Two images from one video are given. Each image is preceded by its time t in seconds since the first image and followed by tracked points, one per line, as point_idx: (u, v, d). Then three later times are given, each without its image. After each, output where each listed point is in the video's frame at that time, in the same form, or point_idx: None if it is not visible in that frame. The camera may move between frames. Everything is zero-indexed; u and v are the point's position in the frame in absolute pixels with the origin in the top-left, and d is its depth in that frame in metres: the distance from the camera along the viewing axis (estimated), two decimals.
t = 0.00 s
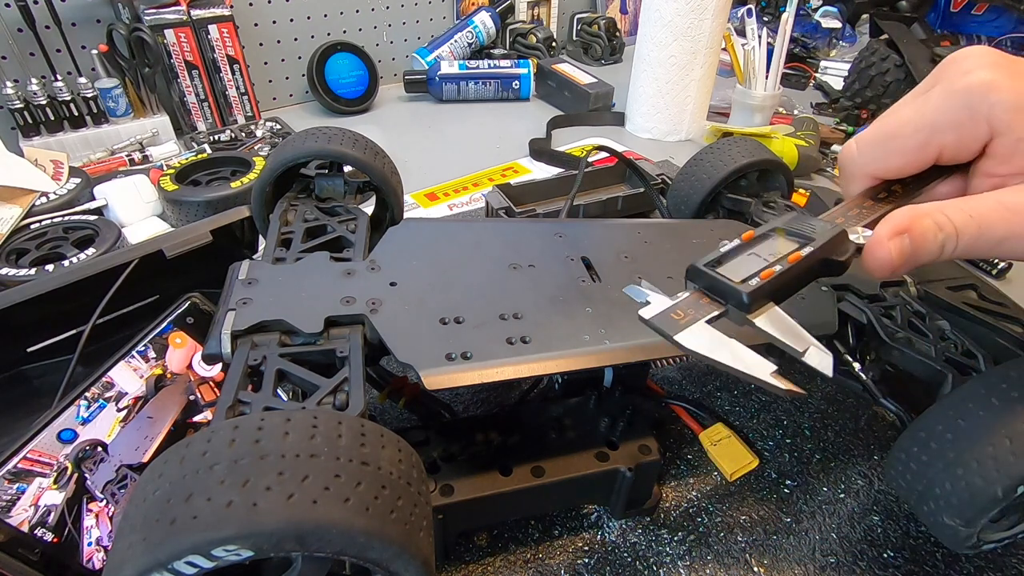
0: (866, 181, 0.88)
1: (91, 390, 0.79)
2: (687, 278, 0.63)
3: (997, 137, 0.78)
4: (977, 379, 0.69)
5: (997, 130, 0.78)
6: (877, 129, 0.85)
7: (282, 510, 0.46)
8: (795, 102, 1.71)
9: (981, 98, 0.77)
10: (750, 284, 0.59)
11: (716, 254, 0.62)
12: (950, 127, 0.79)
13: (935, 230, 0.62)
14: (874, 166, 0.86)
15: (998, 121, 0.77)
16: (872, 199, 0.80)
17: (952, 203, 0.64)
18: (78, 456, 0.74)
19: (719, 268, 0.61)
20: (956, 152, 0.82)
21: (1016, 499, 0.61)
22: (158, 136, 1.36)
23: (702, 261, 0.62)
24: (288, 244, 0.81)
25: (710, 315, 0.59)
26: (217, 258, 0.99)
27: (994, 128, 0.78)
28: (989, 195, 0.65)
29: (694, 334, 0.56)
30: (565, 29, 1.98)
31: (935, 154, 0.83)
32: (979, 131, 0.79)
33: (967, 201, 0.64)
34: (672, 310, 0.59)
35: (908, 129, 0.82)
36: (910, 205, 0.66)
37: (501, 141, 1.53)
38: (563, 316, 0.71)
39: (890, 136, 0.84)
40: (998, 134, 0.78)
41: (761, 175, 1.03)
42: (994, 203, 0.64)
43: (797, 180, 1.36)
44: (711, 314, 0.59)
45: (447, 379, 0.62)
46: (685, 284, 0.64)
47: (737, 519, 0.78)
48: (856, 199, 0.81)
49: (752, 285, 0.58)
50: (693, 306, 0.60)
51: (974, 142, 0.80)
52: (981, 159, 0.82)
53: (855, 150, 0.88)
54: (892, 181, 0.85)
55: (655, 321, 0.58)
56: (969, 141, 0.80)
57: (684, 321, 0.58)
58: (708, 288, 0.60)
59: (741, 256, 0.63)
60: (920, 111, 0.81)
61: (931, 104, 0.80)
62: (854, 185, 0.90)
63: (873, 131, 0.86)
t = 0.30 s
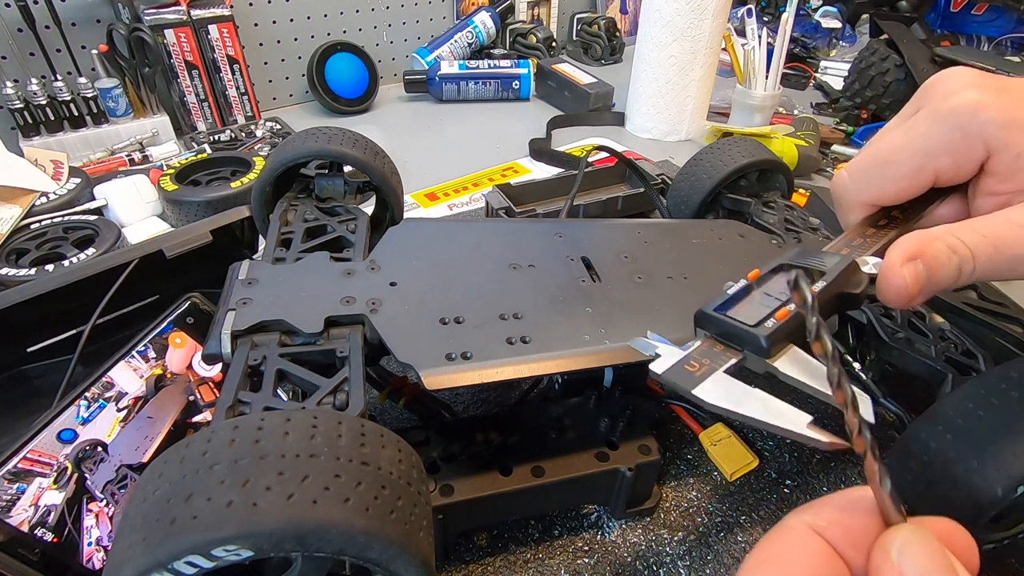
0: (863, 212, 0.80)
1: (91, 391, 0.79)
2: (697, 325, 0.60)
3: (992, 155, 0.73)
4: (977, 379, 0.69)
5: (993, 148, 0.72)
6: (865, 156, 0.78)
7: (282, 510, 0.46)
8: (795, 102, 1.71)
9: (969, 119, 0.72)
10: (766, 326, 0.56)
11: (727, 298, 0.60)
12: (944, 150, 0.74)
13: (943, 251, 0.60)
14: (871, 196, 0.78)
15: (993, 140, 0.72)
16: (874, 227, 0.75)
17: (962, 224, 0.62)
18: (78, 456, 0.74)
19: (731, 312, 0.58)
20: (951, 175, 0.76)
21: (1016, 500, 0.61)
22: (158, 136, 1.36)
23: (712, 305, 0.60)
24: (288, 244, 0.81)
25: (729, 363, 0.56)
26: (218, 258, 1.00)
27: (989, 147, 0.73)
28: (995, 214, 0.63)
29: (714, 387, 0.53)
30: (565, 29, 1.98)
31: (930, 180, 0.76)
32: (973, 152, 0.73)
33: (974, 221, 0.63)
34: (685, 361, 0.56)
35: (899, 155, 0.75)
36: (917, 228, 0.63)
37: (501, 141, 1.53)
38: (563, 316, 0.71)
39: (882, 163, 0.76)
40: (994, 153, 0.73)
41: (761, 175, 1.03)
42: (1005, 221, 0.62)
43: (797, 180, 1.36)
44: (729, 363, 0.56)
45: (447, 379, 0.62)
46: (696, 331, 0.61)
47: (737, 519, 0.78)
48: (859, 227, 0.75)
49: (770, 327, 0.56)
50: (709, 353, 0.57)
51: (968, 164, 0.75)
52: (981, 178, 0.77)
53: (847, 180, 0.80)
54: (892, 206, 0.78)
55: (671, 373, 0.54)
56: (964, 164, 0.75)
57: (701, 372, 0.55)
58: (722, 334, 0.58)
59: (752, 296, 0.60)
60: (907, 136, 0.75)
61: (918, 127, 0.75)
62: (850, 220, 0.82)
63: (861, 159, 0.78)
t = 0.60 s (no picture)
0: (861, 214, 0.78)
1: (91, 390, 0.79)
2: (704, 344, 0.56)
3: (993, 158, 0.71)
4: (977, 379, 0.69)
5: (995, 151, 0.70)
6: (862, 158, 0.76)
7: (282, 510, 0.46)
8: (795, 102, 1.71)
9: (970, 120, 0.69)
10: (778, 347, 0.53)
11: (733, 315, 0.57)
12: (944, 151, 0.71)
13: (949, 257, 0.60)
14: (870, 198, 0.76)
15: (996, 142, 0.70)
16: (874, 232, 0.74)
17: (968, 230, 0.62)
18: (78, 456, 0.74)
19: (740, 330, 0.55)
20: (952, 177, 0.74)
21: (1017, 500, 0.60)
22: (158, 136, 1.36)
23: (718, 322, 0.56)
24: (288, 244, 0.81)
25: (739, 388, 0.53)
26: (217, 258, 1.00)
27: (992, 149, 0.70)
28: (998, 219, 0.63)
29: (728, 414, 0.50)
30: (566, 29, 1.98)
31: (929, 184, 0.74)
32: (974, 155, 0.71)
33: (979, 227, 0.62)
34: (696, 386, 0.53)
35: (898, 156, 0.73)
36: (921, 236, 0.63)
37: (501, 141, 1.53)
38: (563, 316, 0.71)
39: (880, 166, 0.74)
40: (997, 156, 0.70)
41: (761, 175, 1.03)
42: (1009, 226, 0.62)
43: (797, 180, 1.36)
44: (740, 388, 0.53)
45: (448, 379, 0.62)
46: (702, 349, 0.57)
47: (737, 519, 0.78)
48: (857, 231, 0.75)
49: (782, 348, 0.52)
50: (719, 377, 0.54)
51: (969, 167, 0.72)
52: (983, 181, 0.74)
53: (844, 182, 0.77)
54: (888, 212, 0.76)
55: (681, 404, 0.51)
56: (965, 166, 0.72)
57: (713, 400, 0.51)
58: (731, 354, 0.54)
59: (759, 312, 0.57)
60: (907, 137, 0.73)
61: (917, 128, 0.72)
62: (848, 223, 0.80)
63: (858, 161, 0.76)
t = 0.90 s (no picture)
0: (870, 226, 0.74)
1: (91, 391, 0.79)
2: (727, 377, 0.57)
3: (1005, 169, 0.64)
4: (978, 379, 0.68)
5: (1007, 162, 0.63)
6: (866, 169, 0.71)
7: (282, 510, 0.46)
8: (795, 102, 1.71)
9: (980, 131, 0.63)
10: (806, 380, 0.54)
11: (755, 345, 0.57)
12: (955, 163, 0.65)
13: (966, 278, 0.59)
14: (876, 211, 0.72)
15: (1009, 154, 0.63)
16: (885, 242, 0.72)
17: (976, 247, 0.60)
18: (78, 456, 0.74)
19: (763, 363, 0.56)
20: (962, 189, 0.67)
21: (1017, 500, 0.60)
22: (158, 136, 1.36)
23: (742, 356, 0.57)
24: (288, 244, 0.81)
25: (769, 425, 0.53)
26: (217, 258, 1.00)
27: (1004, 160, 0.63)
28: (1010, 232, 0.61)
29: (761, 454, 0.51)
30: (565, 29, 1.98)
31: (938, 196, 0.68)
32: (985, 166, 0.65)
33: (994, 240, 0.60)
34: (724, 421, 0.54)
35: (903, 169, 0.68)
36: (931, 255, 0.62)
37: (501, 141, 1.53)
38: (562, 316, 0.71)
39: (883, 179, 0.69)
40: (1008, 167, 0.64)
41: (761, 175, 1.03)
42: (1017, 242, 0.60)
43: (797, 180, 1.36)
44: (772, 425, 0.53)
45: (448, 379, 0.62)
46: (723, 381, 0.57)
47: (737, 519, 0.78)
48: (867, 244, 0.73)
49: (812, 383, 0.53)
50: (745, 414, 0.54)
51: (979, 179, 0.66)
52: (985, 192, 0.68)
53: (848, 195, 0.73)
54: (898, 222, 0.73)
55: (712, 442, 0.52)
56: (975, 178, 0.66)
57: (744, 440, 0.52)
58: (754, 387, 0.55)
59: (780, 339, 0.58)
60: (912, 149, 0.67)
61: (923, 139, 0.66)
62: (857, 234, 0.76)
63: (862, 172, 0.71)
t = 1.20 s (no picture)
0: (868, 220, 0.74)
1: (91, 390, 0.79)
2: (747, 394, 0.56)
3: (999, 173, 0.64)
4: (977, 380, 0.68)
5: (1002, 166, 0.63)
6: (864, 166, 0.71)
7: (282, 510, 0.46)
8: (795, 102, 1.71)
9: (979, 134, 0.63)
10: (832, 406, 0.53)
11: (775, 361, 0.57)
12: (951, 164, 0.65)
13: (972, 300, 0.60)
14: (872, 207, 0.72)
15: (1006, 159, 0.63)
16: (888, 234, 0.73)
17: (973, 265, 0.62)
18: (78, 456, 0.74)
19: (785, 382, 0.55)
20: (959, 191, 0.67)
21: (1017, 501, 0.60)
22: (158, 136, 1.36)
23: (762, 373, 0.56)
24: (288, 244, 0.81)
25: (797, 445, 0.52)
26: (217, 258, 1.00)
27: (1000, 164, 0.63)
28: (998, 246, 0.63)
29: (790, 472, 0.50)
30: (565, 29, 1.98)
31: (933, 196, 0.68)
32: (980, 170, 0.65)
33: (985, 256, 0.62)
34: (751, 438, 0.52)
35: (901, 168, 0.68)
36: (934, 272, 0.62)
37: (501, 141, 1.53)
38: (562, 316, 0.71)
39: (880, 176, 0.69)
40: (1003, 171, 0.64)
41: (761, 175, 1.03)
42: (1002, 256, 0.62)
43: (797, 180, 1.36)
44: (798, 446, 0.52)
45: (448, 379, 0.62)
46: (742, 398, 0.57)
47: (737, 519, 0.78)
48: (871, 237, 0.73)
49: (839, 410, 0.52)
50: (771, 429, 0.53)
51: (975, 181, 0.66)
52: (973, 195, 0.67)
53: (844, 191, 0.73)
54: (901, 215, 0.73)
55: (745, 462, 0.50)
56: (971, 181, 0.66)
57: (774, 457, 0.51)
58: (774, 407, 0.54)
59: (798, 355, 0.58)
60: (911, 148, 0.67)
61: (922, 138, 0.66)
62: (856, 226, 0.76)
63: (859, 168, 0.71)
